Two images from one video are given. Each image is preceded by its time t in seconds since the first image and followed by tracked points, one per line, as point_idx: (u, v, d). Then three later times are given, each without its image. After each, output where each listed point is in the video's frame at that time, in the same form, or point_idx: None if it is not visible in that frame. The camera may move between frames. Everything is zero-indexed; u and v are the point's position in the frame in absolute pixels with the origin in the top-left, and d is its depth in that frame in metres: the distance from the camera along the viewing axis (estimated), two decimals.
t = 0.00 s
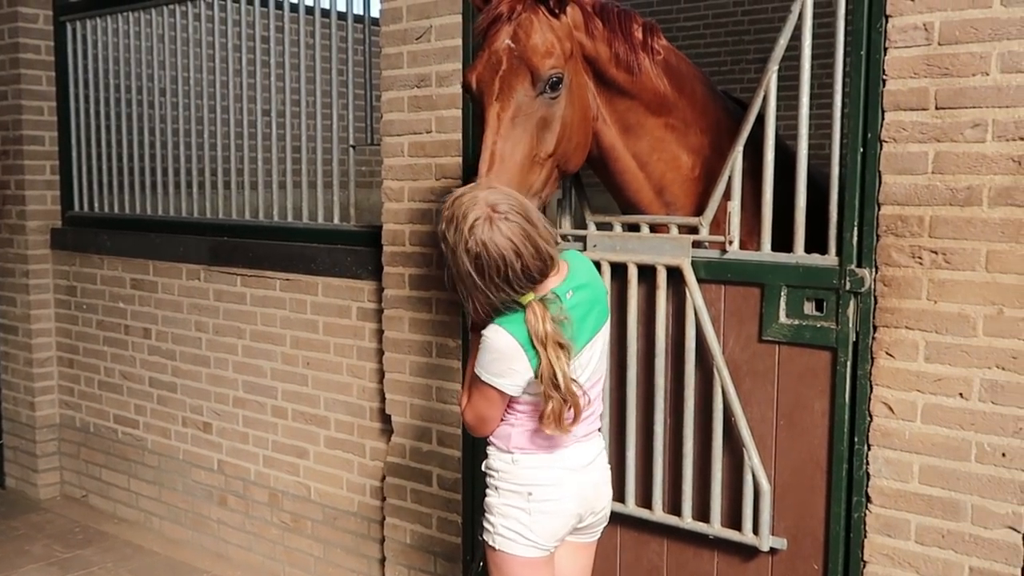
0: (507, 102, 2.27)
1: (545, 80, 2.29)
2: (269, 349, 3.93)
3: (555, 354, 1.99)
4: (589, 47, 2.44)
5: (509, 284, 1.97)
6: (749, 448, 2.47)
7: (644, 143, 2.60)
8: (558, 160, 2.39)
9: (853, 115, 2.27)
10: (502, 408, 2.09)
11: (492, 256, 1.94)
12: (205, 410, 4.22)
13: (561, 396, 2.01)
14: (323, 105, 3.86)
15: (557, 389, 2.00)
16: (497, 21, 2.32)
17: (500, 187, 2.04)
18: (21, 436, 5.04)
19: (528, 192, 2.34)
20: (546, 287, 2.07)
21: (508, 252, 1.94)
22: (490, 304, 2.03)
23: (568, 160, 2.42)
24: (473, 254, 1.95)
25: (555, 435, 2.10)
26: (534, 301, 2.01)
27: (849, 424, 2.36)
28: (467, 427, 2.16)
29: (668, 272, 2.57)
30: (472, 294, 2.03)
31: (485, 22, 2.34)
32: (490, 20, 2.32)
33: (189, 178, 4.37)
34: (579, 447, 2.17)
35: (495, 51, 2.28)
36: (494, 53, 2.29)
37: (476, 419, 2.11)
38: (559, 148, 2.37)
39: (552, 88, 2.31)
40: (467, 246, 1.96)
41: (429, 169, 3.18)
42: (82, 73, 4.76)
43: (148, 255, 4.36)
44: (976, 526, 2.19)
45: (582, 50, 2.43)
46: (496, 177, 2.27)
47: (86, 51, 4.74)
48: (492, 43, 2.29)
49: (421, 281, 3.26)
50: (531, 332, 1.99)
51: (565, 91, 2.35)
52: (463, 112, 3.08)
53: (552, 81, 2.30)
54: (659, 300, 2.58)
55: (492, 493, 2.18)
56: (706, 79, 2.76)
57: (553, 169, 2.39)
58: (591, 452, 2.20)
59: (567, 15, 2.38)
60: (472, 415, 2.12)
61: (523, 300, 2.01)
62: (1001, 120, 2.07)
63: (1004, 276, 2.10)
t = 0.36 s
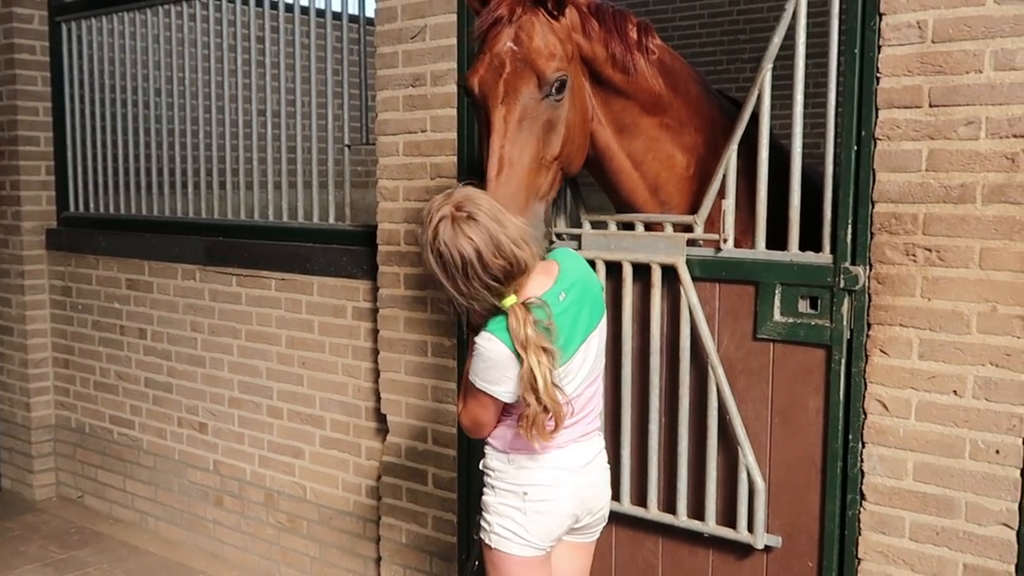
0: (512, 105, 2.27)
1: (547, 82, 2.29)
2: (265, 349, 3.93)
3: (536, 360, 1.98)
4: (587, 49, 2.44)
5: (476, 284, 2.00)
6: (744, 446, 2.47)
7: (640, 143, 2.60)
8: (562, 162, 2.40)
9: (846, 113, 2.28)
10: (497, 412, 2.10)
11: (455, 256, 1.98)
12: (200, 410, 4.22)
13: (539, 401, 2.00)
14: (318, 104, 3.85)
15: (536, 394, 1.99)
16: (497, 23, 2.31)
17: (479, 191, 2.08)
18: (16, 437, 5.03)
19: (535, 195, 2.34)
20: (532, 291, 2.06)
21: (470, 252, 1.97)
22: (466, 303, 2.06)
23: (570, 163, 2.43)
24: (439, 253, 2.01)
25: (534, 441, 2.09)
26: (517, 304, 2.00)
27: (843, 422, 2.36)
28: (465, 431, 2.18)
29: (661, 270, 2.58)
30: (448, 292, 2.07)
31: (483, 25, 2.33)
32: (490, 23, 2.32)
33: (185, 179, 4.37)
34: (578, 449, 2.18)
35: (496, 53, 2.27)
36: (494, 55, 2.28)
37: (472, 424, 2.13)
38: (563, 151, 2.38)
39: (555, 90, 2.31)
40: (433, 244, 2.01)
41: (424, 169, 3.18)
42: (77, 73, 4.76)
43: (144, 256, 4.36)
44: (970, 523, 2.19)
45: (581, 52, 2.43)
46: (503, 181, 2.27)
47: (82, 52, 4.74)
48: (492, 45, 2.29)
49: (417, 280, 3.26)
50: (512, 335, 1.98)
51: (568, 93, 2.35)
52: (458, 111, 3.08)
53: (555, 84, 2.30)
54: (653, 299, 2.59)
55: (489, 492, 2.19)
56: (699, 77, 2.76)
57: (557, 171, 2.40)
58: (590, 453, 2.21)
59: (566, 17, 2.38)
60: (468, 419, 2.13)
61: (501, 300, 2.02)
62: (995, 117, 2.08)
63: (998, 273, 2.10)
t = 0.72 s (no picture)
0: (519, 101, 2.26)
1: (554, 78, 2.29)
2: (261, 348, 3.92)
3: (522, 359, 1.96)
4: (590, 46, 2.43)
5: (473, 266, 1.98)
6: (741, 443, 2.47)
7: (639, 140, 2.59)
8: (567, 157, 2.39)
9: (843, 109, 2.27)
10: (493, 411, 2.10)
11: (456, 232, 1.98)
12: (196, 409, 4.21)
13: (521, 399, 1.99)
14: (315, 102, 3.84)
15: (518, 392, 1.98)
16: (501, 18, 2.30)
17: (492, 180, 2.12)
18: (12, 436, 5.01)
19: (541, 192, 2.33)
20: (530, 290, 2.04)
21: (472, 231, 1.97)
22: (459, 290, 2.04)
23: (574, 159, 2.42)
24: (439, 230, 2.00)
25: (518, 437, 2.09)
26: (511, 300, 1.99)
27: (841, 419, 2.36)
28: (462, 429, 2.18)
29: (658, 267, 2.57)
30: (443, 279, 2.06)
31: (488, 21, 2.32)
32: (494, 18, 2.31)
33: (180, 177, 4.35)
34: (577, 448, 2.17)
35: (501, 48, 2.26)
36: (499, 51, 2.26)
37: (469, 422, 2.13)
38: (567, 148, 2.37)
39: (562, 86, 2.31)
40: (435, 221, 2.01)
41: (420, 166, 3.17)
42: (72, 71, 4.74)
43: (139, 254, 4.35)
44: (967, 520, 2.18)
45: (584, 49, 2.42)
46: (510, 177, 2.26)
47: (77, 50, 4.72)
48: (496, 40, 2.27)
49: (413, 278, 3.25)
50: (502, 331, 1.97)
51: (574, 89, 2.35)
52: (454, 108, 3.07)
53: (561, 80, 2.30)
54: (650, 297, 2.58)
55: (488, 490, 2.18)
56: (697, 74, 2.76)
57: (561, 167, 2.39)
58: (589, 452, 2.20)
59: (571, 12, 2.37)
60: (466, 418, 2.14)
61: (500, 295, 2.01)
62: (992, 113, 2.07)
63: (995, 270, 2.10)
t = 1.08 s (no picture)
0: (522, 95, 2.25)
1: (557, 73, 2.28)
2: (260, 344, 3.91)
3: (536, 340, 1.95)
4: (594, 40, 2.42)
5: (500, 235, 1.99)
6: (742, 440, 2.46)
7: (641, 136, 2.59)
8: (568, 152, 2.39)
9: (845, 104, 2.26)
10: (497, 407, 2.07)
11: (487, 199, 1.99)
12: (196, 405, 4.20)
13: (532, 381, 1.97)
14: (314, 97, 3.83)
15: (530, 374, 1.96)
16: (506, 12, 2.30)
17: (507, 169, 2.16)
18: (11, 432, 5.01)
19: (542, 187, 2.32)
20: (540, 275, 2.05)
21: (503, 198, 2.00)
22: (482, 264, 2.02)
23: (576, 152, 2.42)
24: (468, 197, 2.01)
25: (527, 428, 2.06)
26: (527, 282, 1.99)
27: (842, 416, 2.35)
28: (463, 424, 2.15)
29: (658, 264, 2.55)
30: (463, 256, 2.03)
31: (494, 14, 2.32)
32: (498, 11, 2.30)
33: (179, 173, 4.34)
34: (580, 445, 2.17)
35: (504, 42, 2.26)
36: (503, 44, 2.26)
37: (472, 417, 2.10)
38: (568, 143, 2.37)
39: (565, 81, 2.31)
40: (463, 189, 2.02)
41: (420, 161, 3.16)
42: (71, 67, 4.73)
43: (139, 250, 4.34)
44: (969, 517, 2.18)
45: (588, 44, 2.41)
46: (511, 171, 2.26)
47: (76, 45, 4.71)
48: (500, 33, 2.27)
49: (413, 273, 3.24)
50: (517, 313, 1.96)
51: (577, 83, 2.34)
52: (454, 103, 3.06)
53: (564, 74, 2.29)
54: (651, 293, 2.57)
55: (491, 488, 2.17)
56: (701, 69, 2.75)
57: (563, 160, 2.39)
58: (591, 449, 2.19)
59: (575, 6, 2.36)
60: (468, 413, 2.11)
61: (517, 273, 2.02)
62: (995, 109, 2.06)
63: (998, 265, 2.09)
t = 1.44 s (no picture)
0: (533, 90, 2.25)
1: (569, 68, 2.28)
2: (270, 340, 3.92)
3: (549, 338, 1.96)
4: (605, 36, 2.42)
5: (517, 231, 1.99)
6: (751, 436, 2.46)
7: (652, 132, 2.59)
8: (579, 147, 2.38)
9: (855, 100, 2.25)
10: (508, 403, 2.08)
11: (505, 196, 1.99)
12: (205, 400, 4.22)
13: (543, 378, 1.98)
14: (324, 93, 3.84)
15: (542, 371, 1.97)
16: (516, 7, 2.30)
17: (521, 164, 2.17)
18: (22, 427, 5.03)
19: (554, 182, 2.32)
20: (555, 273, 2.05)
21: (519, 195, 1.99)
22: (499, 260, 2.02)
23: (588, 148, 2.42)
24: (486, 193, 2.00)
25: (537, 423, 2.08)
26: (541, 280, 1.99)
27: (852, 413, 2.35)
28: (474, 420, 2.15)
29: (668, 261, 2.55)
30: (480, 252, 2.03)
31: (505, 9, 2.32)
32: (509, 7, 2.30)
33: (189, 169, 4.35)
34: (590, 439, 2.17)
35: (516, 37, 2.26)
36: (515, 39, 2.26)
37: (484, 413, 2.10)
38: (580, 138, 2.37)
39: (576, 76, 2.30)
40: (481, 185, 2.01)
41: (430, 158, 3.17)
42: (81, 63, 4.75)
43: (149, 246, 4.35)
44: (980, 514, 2.17)
45: (598, 39, 2.41)
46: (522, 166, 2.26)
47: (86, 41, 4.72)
48: (511, 29, 2.27)
49: (422, 269, 3.25)
50: (530, 310, 1.97)
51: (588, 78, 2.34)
52: (463, 99, 3.06)
53: (575, 69, 2.29)
54: (661, 289, 2.57)
55: (502, 483, 2.17)
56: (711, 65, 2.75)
57: (575, 156, 2.38)
58: (601, 443, 2.20)
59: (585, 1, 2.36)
60: (480, 408, 2.11)
61: (533, 270, 2.02)
62: (1006, 104, 2.06)
63: (1009, 262, 2.08)
